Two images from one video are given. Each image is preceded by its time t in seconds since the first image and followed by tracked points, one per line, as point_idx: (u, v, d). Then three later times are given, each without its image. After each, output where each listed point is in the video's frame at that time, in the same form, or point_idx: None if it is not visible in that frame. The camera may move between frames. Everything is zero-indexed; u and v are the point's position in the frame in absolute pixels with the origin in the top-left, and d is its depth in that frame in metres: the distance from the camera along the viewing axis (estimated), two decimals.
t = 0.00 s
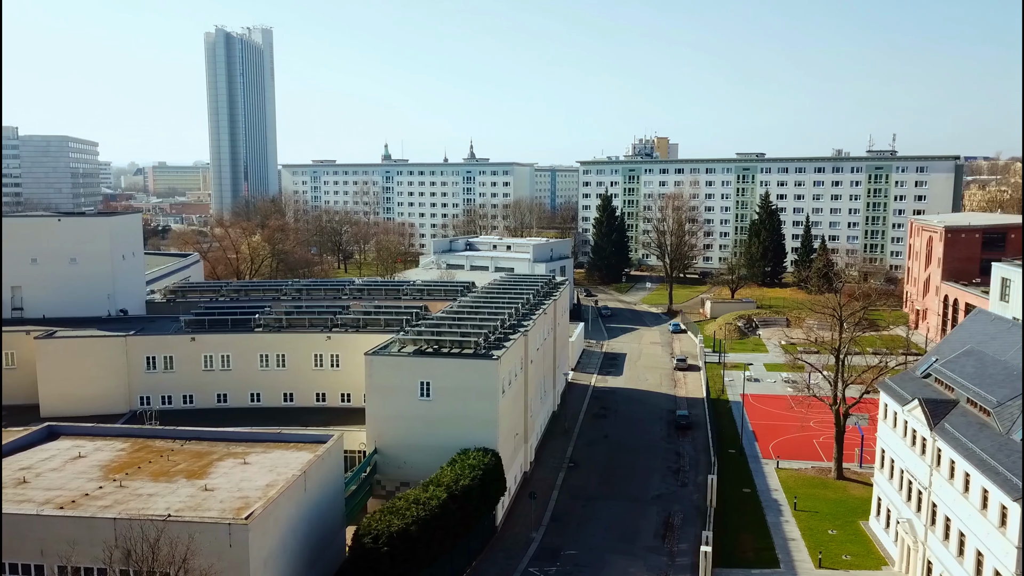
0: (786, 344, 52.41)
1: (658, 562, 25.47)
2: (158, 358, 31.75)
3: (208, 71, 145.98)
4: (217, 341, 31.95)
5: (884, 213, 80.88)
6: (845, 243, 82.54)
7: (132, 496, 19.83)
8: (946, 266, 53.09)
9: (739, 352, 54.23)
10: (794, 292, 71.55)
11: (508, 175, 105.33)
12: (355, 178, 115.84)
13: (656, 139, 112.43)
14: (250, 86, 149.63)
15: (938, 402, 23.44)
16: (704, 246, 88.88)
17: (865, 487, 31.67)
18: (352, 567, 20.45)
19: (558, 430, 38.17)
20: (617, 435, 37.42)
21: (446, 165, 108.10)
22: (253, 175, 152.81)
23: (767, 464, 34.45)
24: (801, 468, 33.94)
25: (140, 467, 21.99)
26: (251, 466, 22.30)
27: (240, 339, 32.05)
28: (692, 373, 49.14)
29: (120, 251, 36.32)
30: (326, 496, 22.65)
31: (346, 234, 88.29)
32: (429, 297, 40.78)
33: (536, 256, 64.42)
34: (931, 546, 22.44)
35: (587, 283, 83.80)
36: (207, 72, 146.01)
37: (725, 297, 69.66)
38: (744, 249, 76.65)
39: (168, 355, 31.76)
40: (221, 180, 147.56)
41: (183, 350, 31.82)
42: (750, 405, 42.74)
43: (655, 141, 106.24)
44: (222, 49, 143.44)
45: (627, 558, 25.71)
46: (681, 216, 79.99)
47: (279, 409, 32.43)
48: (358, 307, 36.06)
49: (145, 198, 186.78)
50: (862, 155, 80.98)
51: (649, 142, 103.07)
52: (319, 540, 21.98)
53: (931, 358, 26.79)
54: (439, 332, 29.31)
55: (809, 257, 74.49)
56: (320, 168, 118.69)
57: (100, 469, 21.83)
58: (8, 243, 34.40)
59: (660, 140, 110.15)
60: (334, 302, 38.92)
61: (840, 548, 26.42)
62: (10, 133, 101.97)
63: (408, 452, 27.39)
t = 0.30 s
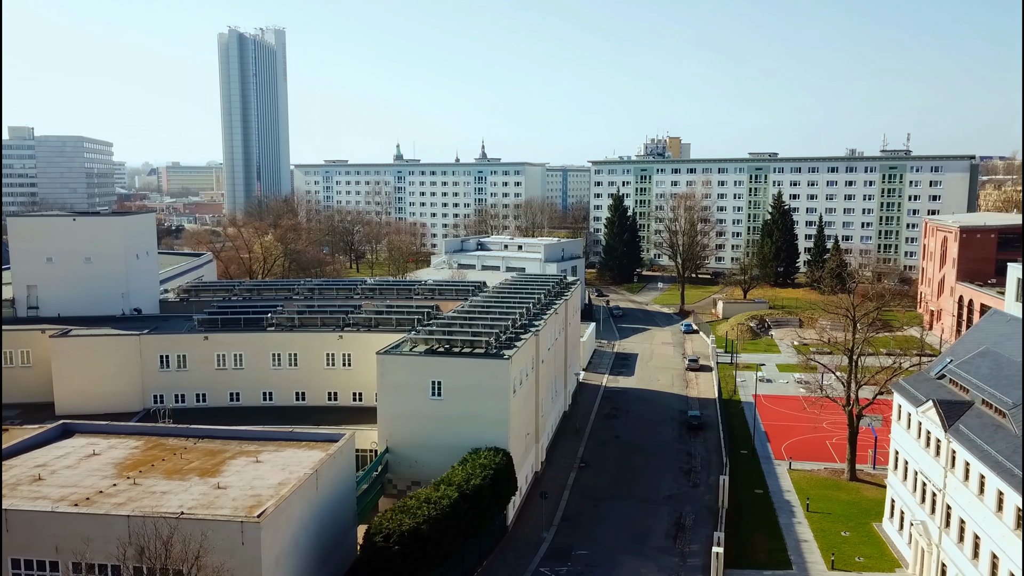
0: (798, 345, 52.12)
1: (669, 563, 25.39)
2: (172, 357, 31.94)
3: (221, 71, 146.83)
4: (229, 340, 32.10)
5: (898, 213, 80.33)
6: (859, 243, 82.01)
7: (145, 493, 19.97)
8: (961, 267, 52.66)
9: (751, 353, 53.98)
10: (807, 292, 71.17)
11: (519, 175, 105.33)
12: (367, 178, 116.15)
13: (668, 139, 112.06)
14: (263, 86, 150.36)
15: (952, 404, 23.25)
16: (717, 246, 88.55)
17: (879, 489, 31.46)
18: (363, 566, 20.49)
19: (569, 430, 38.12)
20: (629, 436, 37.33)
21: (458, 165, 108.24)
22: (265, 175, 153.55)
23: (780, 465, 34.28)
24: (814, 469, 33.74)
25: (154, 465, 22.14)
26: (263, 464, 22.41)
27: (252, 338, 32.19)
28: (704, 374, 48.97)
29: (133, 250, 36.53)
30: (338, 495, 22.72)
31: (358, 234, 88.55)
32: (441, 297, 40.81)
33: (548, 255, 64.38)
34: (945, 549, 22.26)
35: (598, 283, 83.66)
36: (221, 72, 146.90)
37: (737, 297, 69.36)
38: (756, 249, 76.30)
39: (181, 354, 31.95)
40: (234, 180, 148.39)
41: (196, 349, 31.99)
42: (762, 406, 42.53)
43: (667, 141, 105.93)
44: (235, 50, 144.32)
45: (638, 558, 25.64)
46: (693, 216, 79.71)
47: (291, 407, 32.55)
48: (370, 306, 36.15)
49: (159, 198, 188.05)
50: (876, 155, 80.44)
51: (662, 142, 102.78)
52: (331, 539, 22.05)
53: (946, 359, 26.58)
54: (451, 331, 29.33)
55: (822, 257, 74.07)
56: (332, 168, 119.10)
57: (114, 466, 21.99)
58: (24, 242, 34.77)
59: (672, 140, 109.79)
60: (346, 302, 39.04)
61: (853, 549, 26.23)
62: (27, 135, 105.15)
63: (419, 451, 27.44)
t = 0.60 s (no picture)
0: (811, 345, 51.82)
1: (680, 563, 25.33)
2: (185, 356, 32.12)
3: (234, 72, 147.61)
4: (242, 339, 32.27)
5: (912, 213, 79.76)
6: (873, 243, 81.48)
7: (158, 491, 20.10)
8: (976, 267, 52.16)
9: (764, 353, 53.74)
10: (819, 292, 70.76)
11: (530, 175, 105.27)
12: (378, 178, 116.41)
13: (680, 138, 111.60)
14: (276, 86, 151.03)
15: (967, 405, 23.06)
16: (729, 246, 88.21)
17: (892, 490, 31.24)
18: (375, 565, 20.57)
19: (580, 430, 38.10)
20: (640, 436, 37.24)
21: (470, 165, 108.35)
22: (278, 175, 154.18)
23: (792, 466, 34.11)
24: (827, 470, 33.56)
25: (167, 463, 22.28)
26: (276, 462, 22.51)
27: (264, 337, 32.34)
28: (716, 374, 48.77)
29: (147, 249, 36.76)
30: (350, 493, 22.80)
31: (369, 233, 88.78)
32: (452, 296, 40.85)
33: (559, 255, 64.33)
34: (959, 550, 22.10)
35: (610, 283, 83.52)
36: (234, 73, 147.64)
37: (750, 297, 69.01)
38: (768, 249, 75.93)
39: (194, 353, 32.13)
40: (246, 180, 149.09)
41: (209, 348, 32.17)
42: (774, 406, 42.33)
43: (679, 140, 105.56)
44: (248, 51, 145.08)
45: (649, 559, 25.59)
46: (705, 215, 79.40)
47: (303, 406, 32.67)
48: (382, 306, 36.25)
49: (173, 199, 189.18)
50: (890, 154, 79.88)
51: (674, 141, 102.45)
52: (342, 538, 22.13)
53: (961, 359, 26.37)
54: (462, 330, 29.36)
55: (836, 257, 73.61)
56: (345, 168, 119.45)
57: (128, 464, 22.15)
58: (40, 241, 35.12)
59: (684, 139, 109.39)
60: (358, 301, 39.17)
61: (866, 551, 26.08)
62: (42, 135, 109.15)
63: (430, 450, 27.48)
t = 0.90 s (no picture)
0: (824, 346, 51.55)
1: (691, 564, 25.25)
2: (197, 355, 32.31)
3: (247, 72, 148.37)
4: (254, 338, 32.42)
5: (926, 213, 79.20)
6: (886, 243, 80.92)
7: (171, 489, 20.23)
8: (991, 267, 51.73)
9: (776, 354, 53.48)
10: (832, 293, 70.34)
11: (542, 175, 105.25)
12: (390, 178, 116.71)
13: (692, 138, 111.19)
14: (288, 86, 151.66)
15: (982, 407, 22.88)
16: (741, 246, 87.87)
17: (906, 492, 31.01)
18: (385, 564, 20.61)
19: (591, 431, 38.04)
20: (651, 437, 37.15)
21: (481, 165, 108.46)
22: (290, 175, 154.88)
23: (804, 468, 33.92)
24: (839, 472, 33.36)
25: (179, 461, 22.40)
26: (287, 461, 22.60)
27: (277, 336, 32.49)
28: (728, 375, 48.56)
29: (161, 249, 37.00)
30: (360, 492, 22.85)
31: (381, 233, 89.01)
32: (463, 297, 40.89)
33: (570, 255, 64.27)
34: (974, 553, 21.91)
35: (621, 283, 83.38)
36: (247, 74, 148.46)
37: (762, 298, 68.65)
38: (781, 249, 75.57)
39: (206, 352, 32.30)
40: (259, 180, 149.81)
41: (222, 347, 32.33)
42: (787, 407, 42.14)
43: (691, 140, 105.22)
44: (261, 51, 145.84)
45: (660, 560, 25.52)
46: (717, 216, 79.12)
47: (314, 405, 32.80)
48: (393, 305, 36.31)
49: (186, 198, 190.35)
50: (904, 154, 79.34)
51: (686, 141, 102.14)
52: (353, 536, 22.19)
53: (975, 361, 26.16)
54: (473, 329, 29.37)
55: (849, 258, 73.18)
56: (356, 168, 119.76)
57: (141, 462, 22.30)
58: (55, 241, 35.43)
59: (696, 139, 108.99)
60: (370, 301, 39.27)
61: (879, 553, 25.88)
62: (57, 136, 112.78)
63: (441, 450, 27.51)
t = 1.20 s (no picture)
0: (837, 347, 51.22)
1: (702, 565, 25.15)
2: (210, 354, 32.47)
3: (260, 72, 149.07)
4: (266, 337, 32.56)
5: (941, 213, 78.59)
6: (900, 243, 80.33)
7: (183, 487, 20.35)
8: (1006, 268, 51.33)
9: (788, 354, 53.22)
10: (845, 294, 69.90)
11: (553, 175, 105.18)
12: (401, 178, 116.99)
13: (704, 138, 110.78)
14: (301, 86, 152.27)
15: (996, 408, 22.71)
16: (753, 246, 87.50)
17: (919, 494, 30.77)
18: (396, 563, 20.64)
19: (601, 431, 37.97)
20: (662, 437, 37.04)
21: (492, 165, 108.56)
22: (303, 175, 155.49)
23: (816, 469, 33.72)
24: (852, 473, 33.15)
25: (191, 459, 22.53)
26: (298, 460, 22.68)
27: (288, 335, 32.63)
28: (739, 376, 48.35)
29: (174, 248, 37.20)
30: (371, 491, 22.90)
31: (392, 233, 89.24)
32: (474, 296, 40.91)
33: (581, 255, 64.20)
34: (987, 556, 21.72)
35: (632, 283, 83.24)
36: (259, 75, 149.19)
37: (774, 298, 68.27)
38: (794, 249, 75.17)
39: (219, 350, 32.46)
40: (271, 180, 150.50)
41: (234, 346, 32.48)
42: (798, 408, 41.92)
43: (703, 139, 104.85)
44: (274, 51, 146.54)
45: (671, 560, 25.44)
46: (729, 215, 78.82)
47: (326, 404, 32.90)
48: (404, 305, 36.37)
49: (200, 198, 191.50)
50: (918, 153, 78.77)
51: (698, 141, 101.80)
52: (364, 535, 22.24)
53: (990, 362, 25.94)
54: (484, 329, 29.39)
55: (862, 258, 72.73)
56: (368, 168, 120.07)
57: (154, 460, 22.45)
58: (69, 240, 35.70)
59: (708, 139, 108.60)
60: (381, 301, 39.36)
61: (891, 555, 25.72)
62: (71, 135, 115.83)
63: (451, 449, 27.55)
